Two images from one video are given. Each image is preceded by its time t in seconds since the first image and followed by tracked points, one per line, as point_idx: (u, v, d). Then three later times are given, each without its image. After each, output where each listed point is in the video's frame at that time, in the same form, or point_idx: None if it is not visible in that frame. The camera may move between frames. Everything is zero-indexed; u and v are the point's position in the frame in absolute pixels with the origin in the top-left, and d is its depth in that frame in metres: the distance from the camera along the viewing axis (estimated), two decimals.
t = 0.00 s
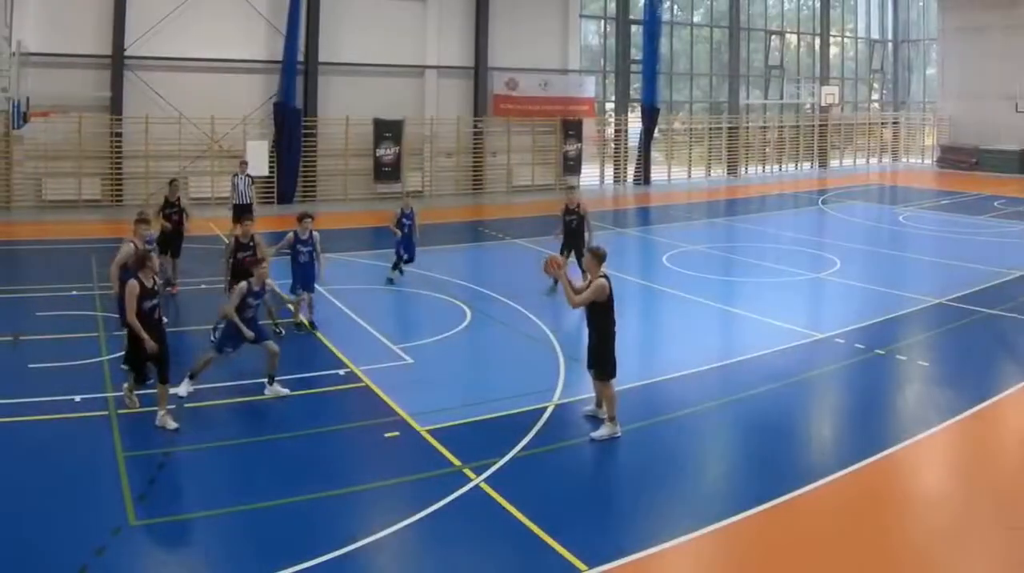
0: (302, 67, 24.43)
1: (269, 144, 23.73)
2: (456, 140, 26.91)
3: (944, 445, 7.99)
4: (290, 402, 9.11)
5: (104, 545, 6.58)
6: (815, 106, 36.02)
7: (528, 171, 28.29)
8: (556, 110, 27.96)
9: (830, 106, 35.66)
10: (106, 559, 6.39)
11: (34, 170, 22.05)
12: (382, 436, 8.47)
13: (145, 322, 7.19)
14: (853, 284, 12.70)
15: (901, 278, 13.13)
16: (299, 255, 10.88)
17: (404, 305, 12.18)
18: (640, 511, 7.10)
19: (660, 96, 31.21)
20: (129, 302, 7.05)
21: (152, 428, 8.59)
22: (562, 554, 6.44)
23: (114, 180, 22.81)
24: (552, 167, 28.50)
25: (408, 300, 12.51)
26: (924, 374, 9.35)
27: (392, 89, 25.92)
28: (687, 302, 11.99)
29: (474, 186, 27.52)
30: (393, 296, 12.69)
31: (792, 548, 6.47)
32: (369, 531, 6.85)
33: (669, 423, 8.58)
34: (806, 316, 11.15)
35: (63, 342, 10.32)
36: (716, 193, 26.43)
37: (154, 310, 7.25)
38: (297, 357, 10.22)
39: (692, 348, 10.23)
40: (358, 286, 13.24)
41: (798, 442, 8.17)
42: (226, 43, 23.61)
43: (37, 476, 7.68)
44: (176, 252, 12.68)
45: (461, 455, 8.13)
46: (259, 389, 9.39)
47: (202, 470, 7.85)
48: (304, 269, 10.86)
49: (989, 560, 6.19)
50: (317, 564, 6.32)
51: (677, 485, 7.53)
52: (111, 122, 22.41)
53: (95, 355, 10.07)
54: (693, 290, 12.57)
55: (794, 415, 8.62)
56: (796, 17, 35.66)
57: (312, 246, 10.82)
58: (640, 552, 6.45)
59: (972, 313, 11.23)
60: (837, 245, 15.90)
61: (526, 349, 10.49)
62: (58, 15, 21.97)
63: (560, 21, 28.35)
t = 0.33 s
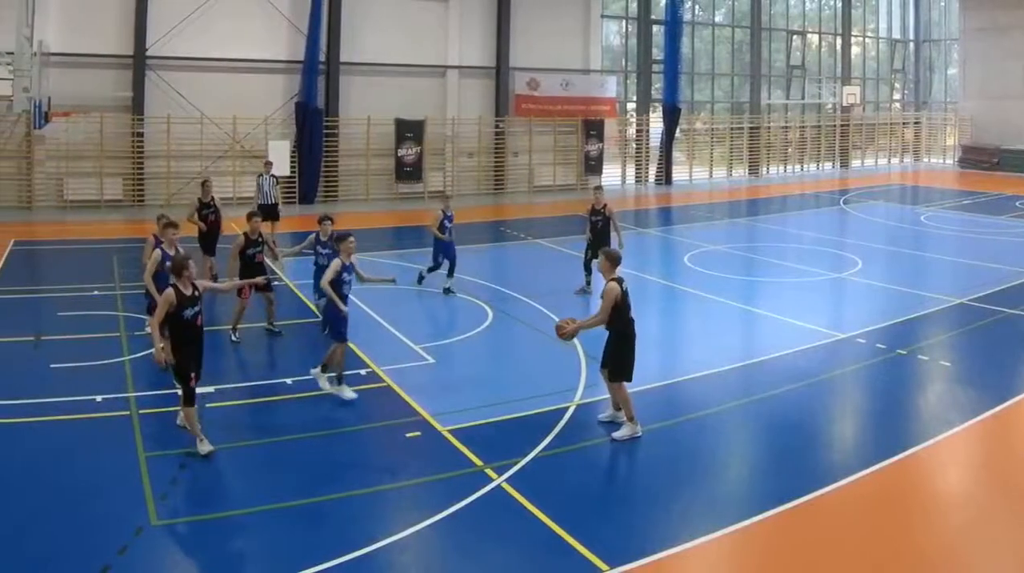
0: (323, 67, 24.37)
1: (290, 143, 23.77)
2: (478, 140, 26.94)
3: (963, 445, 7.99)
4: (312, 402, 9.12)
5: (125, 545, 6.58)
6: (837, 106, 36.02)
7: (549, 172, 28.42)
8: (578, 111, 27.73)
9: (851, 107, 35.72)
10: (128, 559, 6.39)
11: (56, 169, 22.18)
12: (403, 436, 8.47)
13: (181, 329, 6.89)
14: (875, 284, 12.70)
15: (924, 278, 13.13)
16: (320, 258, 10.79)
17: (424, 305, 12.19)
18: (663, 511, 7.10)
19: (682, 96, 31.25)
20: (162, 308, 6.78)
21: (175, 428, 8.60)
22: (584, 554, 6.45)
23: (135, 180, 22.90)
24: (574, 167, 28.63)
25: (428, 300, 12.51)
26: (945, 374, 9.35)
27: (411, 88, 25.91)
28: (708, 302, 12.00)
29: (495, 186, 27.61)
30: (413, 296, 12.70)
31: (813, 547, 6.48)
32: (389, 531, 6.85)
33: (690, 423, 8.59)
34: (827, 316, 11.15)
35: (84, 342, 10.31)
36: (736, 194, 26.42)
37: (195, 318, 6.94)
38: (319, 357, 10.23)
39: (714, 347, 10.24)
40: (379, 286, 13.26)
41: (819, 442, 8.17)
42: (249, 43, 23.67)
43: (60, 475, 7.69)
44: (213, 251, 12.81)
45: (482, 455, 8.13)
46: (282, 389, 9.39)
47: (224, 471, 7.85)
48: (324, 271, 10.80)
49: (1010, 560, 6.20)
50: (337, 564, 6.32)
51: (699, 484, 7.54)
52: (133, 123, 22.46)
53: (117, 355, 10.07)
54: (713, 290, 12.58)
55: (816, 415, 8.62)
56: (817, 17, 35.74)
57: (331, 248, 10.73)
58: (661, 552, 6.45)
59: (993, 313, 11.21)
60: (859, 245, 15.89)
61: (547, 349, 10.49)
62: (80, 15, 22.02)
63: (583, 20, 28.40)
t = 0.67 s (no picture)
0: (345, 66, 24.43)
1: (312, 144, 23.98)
2: (501, 140, 27.03)
3: (985, 445, 7.99)
4: (335, 402, 9.11)
5: (148, 545, 6.58)
6: (859, 106, 36.06)
7: (572, 173, 28.47)
8: (601, 110, 27.95)
9: (874, 107, 35.76)
10: (151, 559, 6.38)
11: (79, 170, 22.34)
12: (426, 436, 8.47)
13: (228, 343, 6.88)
14: (898, 284, 12.70)
15: (948, 278, 13.12)
16: (334, 259, 10.78)
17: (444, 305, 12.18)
18: (685, 511, 7.09)
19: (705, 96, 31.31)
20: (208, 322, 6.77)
21: (198, 428, 8.59)
22: (607, 553, 6.45)
23: (158, 180, 23.05)
24: (597, 167, 28.69)
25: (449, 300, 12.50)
26: (967, 374, 9.35)
27: (433, 88, 25.93)
28: (730, 302, 11.99)
29: (518, 186, 27.68)
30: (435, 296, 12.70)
31: (838, 547, 6.48)
32: (412, 531, 6.84)
33: (713, 422, 8.59)
34: (851, 317, 11.14)
35: (106, 342, 10.31)
36: (760, 193, 26.42)
37: (240, 329, 6.94)
38: (342, 358, 10.22)
39: (736, 348, 10.23)
40: (400, 286, 13.26)
41: (842, 442, 8.17)
42: (274, 44, 23.73)
43: (83, 474, 7.70)
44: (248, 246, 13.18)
45: (504, 455, 8.13)
46: (304, 389, 9.36)
47: (248, 471, 7.84)
48: (339, 273, 10.79)
49: None
50: (360, 564, 6.32)
51: (722, 484, 7.53)
52: (156, 123, 22.55)
53: (140, 355, 10.07)
54: (736, 290, 12.59)
55: (838, 415, 8.62)
56: (841, 17, 35.79)
57: (345, 249, 10.71)
58: (684, 552, 6.45)
59: (1017, 313, 11.20)
60: (883, 245, 15.89)
61: (570, 349, 10.48)
62: (103, 16, 22.12)
63: (606, 20, 28.39)
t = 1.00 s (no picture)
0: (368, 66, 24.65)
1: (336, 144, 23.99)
2: (524, 140, 27.10)
3: (1006, 445, 7.98)
4: (359, 401, 9.14)
5: (171, 544, 6.58)
6: (882, 106, 36.09)
7: (594, 173, 28.53)
8: (624, 110, 28.13)
9: (897, 107, 35.75)
10: (175, 558, 6.39)
11: (102, 169, 22.62)
12: (449, 435, 8.48)
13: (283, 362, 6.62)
14: (921, 284, 12.70)
15: (972, 278, 13.12)
16: (334, 260, 10.17)
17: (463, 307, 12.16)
18: (708, 511, 7.09)
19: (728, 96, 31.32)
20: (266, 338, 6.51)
21: (221, 428, 8.60)
22: (629, 553, 6.45)
23: (180, 180, 23.31)
24: (620, 167, 28.72)
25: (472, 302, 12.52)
26: (991, 374, 9.35)
27: (458, 88, 26.04)
28: (750, 302, 11.99)
29: (541, 186, 27.77)
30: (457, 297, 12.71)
31: (861, 547, 6.48)
32: (435, 531, 6.85)
33: (735, 423, 8.59)
34: (874, 316, 11.15)
35: (129, 342, 10.32)
36: (784, 193, 26.40)
37: (292, 349, 6.69)
38: (366, 358, 10.22)
39: (759, 348, 10.24)
40: (422, 286, 13.26)
41: (864, 442, 8.17)
42: (297, 45, 23.98)
43: (107, 473, 7.72)
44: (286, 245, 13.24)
45: (527, 455, 8.12)
46: (326, 389, 9.36)
47: (272, 472, 7.84)
48: (339, 275, 10.18)
49: None
50: (383, 564, 6.32)
51: (744, 485, 7.52)
52: (178, 123, 22.77)
53: (163, 355, 10.08)
54: (759, 290, 12.60)
55: (861, 415, 8.62)
56: (864, 17, 35.82)
57: (344, 250, 10.05)
58: (706, 552, 6.46)
59: None
60: (906, 245, 15.90)
61: (593, 349, 10.47)
62: (127, 17, 22.39)
63: (628, 21, 28.43)
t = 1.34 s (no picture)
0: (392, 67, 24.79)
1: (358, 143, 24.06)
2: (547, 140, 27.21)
3: None
4: (383, 401, 9.14)
5: (194, 545, 6.57)
6: (905, 106, 36.09)
7: (618, 174, 28.62)
8: (647, 110, 28.13)
9: (920, 107, 35.78)
10: (198, 558, 6.39)
11: (124, 169, 22.73)
12: (472, 435, 8.48)
13: (334, 372, 6.12)
14: (945, 284, 12.70)
15: (997, 278, 13.11)
16: (354, 261, 10.18)
17: (481, 307, 12.13)
18: (731, 511, 7.09)
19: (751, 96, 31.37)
20: (314, 344, 6.01)
21: (244, 428, 8.60)
22: (652, 553, 6.45)
23: (204, 179, 23.41)
24: (643, 167, 28.79)
25: (492, 302, 12.49)
26: (1015, 374, 9.35)
27: (481, 88, 26.17)
28: (772, 302, 11.99)
29: (564, 186, 27.82)
30: (477, 296, 12.71)
31: (885, 547, 6.48)
32: (458, 531, 6.84)
33: (758, 423, 8.58)
34: (896, 316, 11.15)
35: (152, 342, 10.32)
36: (808, 193, 26.39)
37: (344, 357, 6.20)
38: (391, 357, 10.23)
39: (782, 347, 10.24)
40: (446, 286, 13.26)
41: (887, 442, 8.17)
42: (319, 44, 24.09)
43: (130, 473, 7.71)
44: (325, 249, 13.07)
45: (550, 455, 8.12)
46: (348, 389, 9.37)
47: (294, 472, 7.84)
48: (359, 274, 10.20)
49: None
50: (406, 564, 6.32)
51: (767, 485, 7.52)
52: (201, 123, 22.93)
53: (185, 355, 10.08)
54: (781, 290, 12.60)
55: (884, 415, 8.61)
56: (886, 17, 35.85)
57: (364, 249, 10.05)
58: (730, 552, 6.45)
59: None
60: (929, 244, 15.91)
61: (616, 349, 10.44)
62: (149, 17, 22.52)
63: (651, 21, 28.50)
